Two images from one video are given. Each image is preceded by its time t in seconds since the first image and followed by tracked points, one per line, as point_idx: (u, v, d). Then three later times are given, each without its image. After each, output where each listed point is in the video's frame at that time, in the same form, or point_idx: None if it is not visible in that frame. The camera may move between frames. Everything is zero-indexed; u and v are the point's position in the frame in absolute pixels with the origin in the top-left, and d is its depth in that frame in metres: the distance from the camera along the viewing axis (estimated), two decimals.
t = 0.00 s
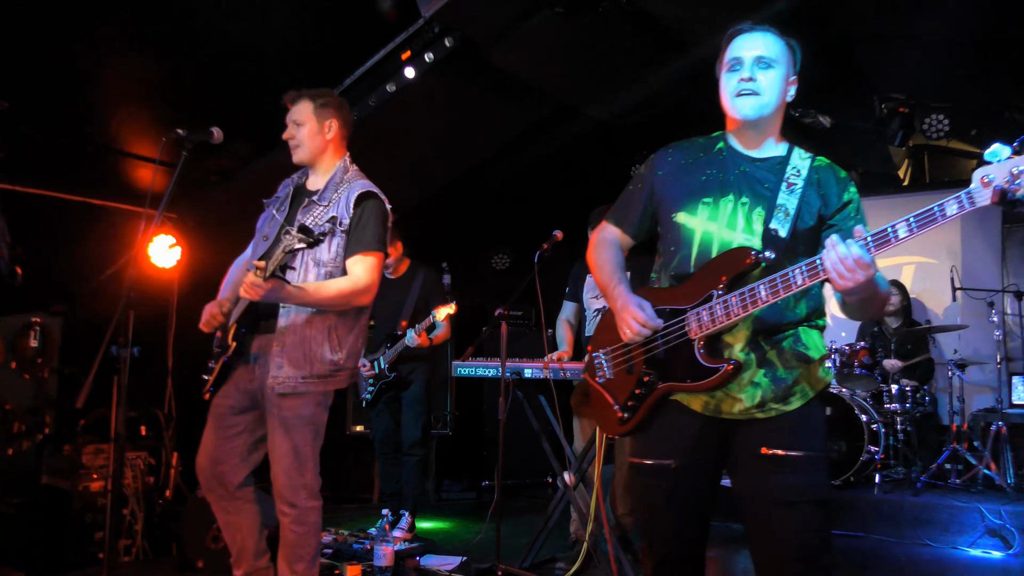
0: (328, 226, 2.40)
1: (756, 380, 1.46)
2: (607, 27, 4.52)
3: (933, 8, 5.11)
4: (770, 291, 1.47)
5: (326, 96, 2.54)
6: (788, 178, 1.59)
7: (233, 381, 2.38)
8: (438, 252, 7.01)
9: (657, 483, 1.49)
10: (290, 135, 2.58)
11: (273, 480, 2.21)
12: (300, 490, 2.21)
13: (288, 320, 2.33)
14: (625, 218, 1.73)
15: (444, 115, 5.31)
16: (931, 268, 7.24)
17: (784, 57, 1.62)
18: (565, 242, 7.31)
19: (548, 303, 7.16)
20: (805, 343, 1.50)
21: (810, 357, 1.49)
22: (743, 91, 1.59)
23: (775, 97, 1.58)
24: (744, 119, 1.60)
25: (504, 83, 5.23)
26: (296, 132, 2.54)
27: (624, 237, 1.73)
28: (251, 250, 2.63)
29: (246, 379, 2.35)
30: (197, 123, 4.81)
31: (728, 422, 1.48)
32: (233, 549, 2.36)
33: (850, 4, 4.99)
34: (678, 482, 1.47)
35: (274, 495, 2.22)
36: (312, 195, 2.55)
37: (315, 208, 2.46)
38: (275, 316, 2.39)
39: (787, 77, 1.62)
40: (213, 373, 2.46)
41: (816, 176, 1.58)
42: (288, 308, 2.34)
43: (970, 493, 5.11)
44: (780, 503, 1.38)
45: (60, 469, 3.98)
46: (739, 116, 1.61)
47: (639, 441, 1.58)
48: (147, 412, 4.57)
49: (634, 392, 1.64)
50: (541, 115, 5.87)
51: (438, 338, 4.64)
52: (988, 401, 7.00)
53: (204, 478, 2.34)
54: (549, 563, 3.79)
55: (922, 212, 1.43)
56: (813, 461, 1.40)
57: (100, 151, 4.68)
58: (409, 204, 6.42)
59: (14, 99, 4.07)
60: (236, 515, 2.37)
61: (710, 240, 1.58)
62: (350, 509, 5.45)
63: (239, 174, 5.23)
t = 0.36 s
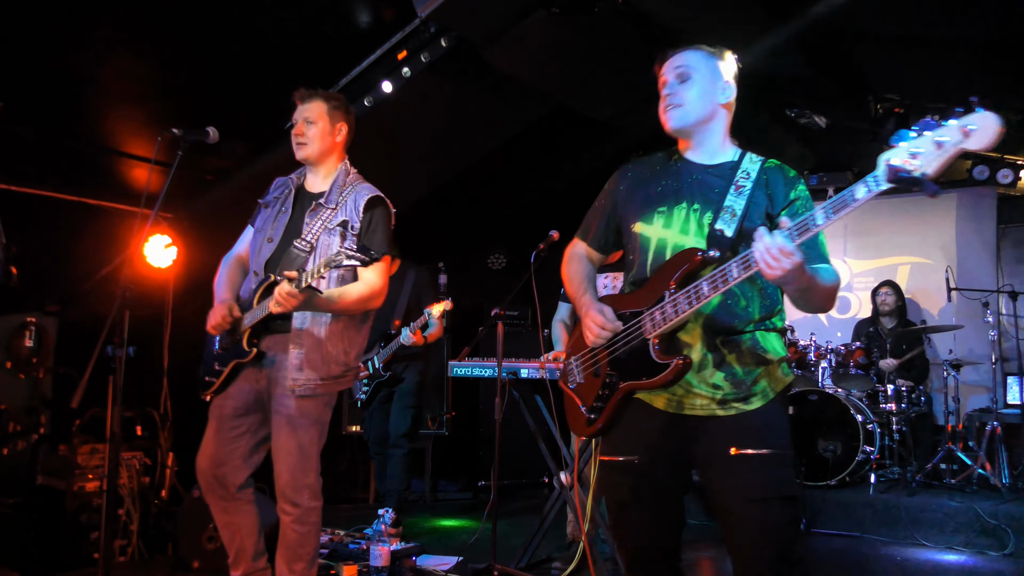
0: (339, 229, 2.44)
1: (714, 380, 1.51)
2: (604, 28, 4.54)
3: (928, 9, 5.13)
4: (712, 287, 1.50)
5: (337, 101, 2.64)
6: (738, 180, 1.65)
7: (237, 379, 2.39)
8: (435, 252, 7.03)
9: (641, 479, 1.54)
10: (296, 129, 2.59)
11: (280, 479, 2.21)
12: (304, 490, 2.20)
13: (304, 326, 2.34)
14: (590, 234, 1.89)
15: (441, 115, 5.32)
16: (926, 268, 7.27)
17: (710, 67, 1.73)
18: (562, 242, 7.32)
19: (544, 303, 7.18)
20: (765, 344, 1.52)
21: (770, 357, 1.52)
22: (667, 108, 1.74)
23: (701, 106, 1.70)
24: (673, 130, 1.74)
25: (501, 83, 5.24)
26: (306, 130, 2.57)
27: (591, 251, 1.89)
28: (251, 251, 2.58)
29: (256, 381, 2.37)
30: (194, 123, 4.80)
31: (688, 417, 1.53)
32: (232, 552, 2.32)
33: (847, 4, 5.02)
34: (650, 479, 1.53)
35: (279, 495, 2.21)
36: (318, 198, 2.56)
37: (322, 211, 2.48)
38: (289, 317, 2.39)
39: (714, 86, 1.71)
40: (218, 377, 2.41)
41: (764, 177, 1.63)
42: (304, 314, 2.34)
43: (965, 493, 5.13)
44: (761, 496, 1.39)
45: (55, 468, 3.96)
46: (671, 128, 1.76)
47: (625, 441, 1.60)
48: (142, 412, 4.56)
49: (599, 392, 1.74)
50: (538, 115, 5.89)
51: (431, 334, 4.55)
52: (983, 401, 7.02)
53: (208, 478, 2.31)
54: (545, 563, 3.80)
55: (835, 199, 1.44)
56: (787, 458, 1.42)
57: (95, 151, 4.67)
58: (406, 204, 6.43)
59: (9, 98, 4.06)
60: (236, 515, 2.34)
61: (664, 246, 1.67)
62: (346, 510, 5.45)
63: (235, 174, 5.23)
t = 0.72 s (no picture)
0: (342, 230, 2.46)
1: (669, 373, 1.55)
2: (604, 28, 4.54)
3: (929, 9, 5.12)
4: (636, 283, 1.57)
5: (337, 104, 2.64)
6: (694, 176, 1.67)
7: (246, 385, 2.38)
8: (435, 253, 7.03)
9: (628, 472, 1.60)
10: (297, 132, 2.57)
11: (286, 478, 2.22)
12: (307, 488, 2.22)
13: (311, 327, 2.36)
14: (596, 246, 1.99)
15: (441, 115, 5.32)
16: (927, 268, 7.27)
17: (667, 77, 1.75)
18: (562, 242, 7.32)
19: (544, 303, 7.18)
20: (728, 342, 1.53)
21: (734, 356, 1.51)
22: (629, 122, 1.81)
23: (656, 118, 1.75)
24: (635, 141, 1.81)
25: (501, 83, 5.24)
26: (307, 133, 2.56)
27: (599, 262, 1.98)
28: (251, 251, 2.57)
29: (268, 381, 2.38)
30: (194, 123, 4.80)
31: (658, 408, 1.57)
32: (240, 553, 2.31)
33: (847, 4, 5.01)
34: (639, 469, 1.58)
35: (285, 493, 2.22)
36: (319, 200, 2.57)
37: (324, 213, 2.49)
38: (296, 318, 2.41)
39: (664, 93, 1.73)
40: (223, 380, 2.39)
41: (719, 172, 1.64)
42: (311, 314, 2.37)
43: (965, 492, 5.13)
44: (737, 489, 1.42)
45: (56, 468, 3.96)
46: (636, 140, 1.82)
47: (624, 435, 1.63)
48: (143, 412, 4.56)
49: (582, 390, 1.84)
50: (538, 114, 5.89)
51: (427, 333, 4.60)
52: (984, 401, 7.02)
53: (223, 479, 2.30)
54: (545, 563, 3.80)
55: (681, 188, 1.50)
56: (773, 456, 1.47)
57: (96, 151, 4.66)
58: (406, 204, 6.43)
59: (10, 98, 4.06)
60: (246, 516, 2.33)
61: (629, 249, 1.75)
62: (346, 509, 5.45)
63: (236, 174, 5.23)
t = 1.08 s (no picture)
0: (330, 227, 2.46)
1: (656, 371, 1.57)
2: (605, 28, 4.54)
3: (931, 8, 5.12)
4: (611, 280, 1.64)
5: (320, 106, 2.65)
6: (681, 176, 1.70)
7: (245, 383, 2.40)
8: (436, 253, 7.04)
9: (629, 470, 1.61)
10: (282, 138, 2.58)
11: (286, 475, 2.25)
12: (307, 486, 2.23)
13: (303, 323, 2.34)
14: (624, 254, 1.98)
15: (442, 116, 5.31)
16: (929, 268, 7.27)
17: (671, 75, 1.76)
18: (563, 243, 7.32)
19: (545, 303, 7.18)
20: (713, 340, 1.55)
21: (720, 354, 1.53)
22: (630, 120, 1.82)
23: (657, 116, 1.76)
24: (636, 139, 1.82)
25: (503, 83, 5.24)
26: (291, 137, 2.57)
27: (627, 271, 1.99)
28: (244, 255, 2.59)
29: (263, 382, 2.39)
30: (196, 123, 4.80)
31: (651, 406, 1.58)
32: (248, 553, 2.34)
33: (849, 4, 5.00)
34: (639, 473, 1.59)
35: (284, 492, 2.24)
36: (306, 200, 2.57)
37: (312, 212, 2.49)
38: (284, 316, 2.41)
39: (665, 91, 1.75)
40: (224, 382, 2.40)
41: (704, 169, 1.66)
42: (303, 311, 2.35)
43: (967, 493, 5.13)
44: (725, 486, 1.44)
45: (59, 469, 3.96)
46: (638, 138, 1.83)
47: (627, 432, 1.64)
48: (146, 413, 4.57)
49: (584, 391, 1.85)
50: (540, 114, 5.88)
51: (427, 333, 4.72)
52: (987, 401, 7.01)
53: (231, 482, 2.33)
54: (547, 563, 3.79)
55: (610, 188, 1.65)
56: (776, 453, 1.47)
57: (98, 152, 4.66)
58: (407, 204, 6.43)
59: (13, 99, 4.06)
60: (255, 516, 2.36)
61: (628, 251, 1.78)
62: (348, 509, 5.45)
63: (237, 175, 5.23)
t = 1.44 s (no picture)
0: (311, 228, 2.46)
1: (667, 376, 1.57)
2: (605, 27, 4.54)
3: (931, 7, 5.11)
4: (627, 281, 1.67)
5: (291, 108, 2.62)
6: (706, 177, 1.69)
7: (237, 382, 2.42)
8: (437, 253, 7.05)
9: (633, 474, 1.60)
10: (258, 147, 2.57)
11: (276, 475, 2.24)
12: (298, 484, 2.24)
13: (287, 323, 2.36)
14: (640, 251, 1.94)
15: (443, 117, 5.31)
16: (929, 268, 7.30)
17: (682, 79, 1.74)
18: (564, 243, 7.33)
19: (546, 303, 7.19)
20: (726, 347, 1.53)
21: (731, 361, 1.51)
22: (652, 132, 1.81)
23: (677, 123, 1.74)
24: (662, 149, 1.81)
25: (503, 83, 5.24)
26: (267, 144, 2.55)
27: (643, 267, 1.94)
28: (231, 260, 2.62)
29: (252, 381, 2.40)
30: (197, 123, 4.80)
31: (660, 412, 1.57)
32: (251, 551, 2.38)
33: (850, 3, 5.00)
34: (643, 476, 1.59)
35: (274, 492, 2.24)
36: (289, 203, 2.58)
37: (293, 214, 2.50)
38: (268, 318, 2.41)
39: (676, 98, 1.73)
40: (213, 383, 2.42)
41: (731, 169, 1.64)
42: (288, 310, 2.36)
43: (967, 492, 5.13)
44: (732, 497, 1.42)
45: (61, 470, 3.96)
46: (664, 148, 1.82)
47: (631, 431, 1.64)
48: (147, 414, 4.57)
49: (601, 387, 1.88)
50: (540, 114, 5.89)
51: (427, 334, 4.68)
52: (987, 400, 7.03)
53: (234, 479, 2.37)
54: (548, 563, 3.79)
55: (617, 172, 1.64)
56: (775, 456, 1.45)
57: (99, 153, 4.66)
58: (407, 204, 6.44)
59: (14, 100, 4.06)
60: (260, 512, 2.41)
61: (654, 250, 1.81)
62: (349, 509, 5.46)
63: (238, 175, 5.24)
